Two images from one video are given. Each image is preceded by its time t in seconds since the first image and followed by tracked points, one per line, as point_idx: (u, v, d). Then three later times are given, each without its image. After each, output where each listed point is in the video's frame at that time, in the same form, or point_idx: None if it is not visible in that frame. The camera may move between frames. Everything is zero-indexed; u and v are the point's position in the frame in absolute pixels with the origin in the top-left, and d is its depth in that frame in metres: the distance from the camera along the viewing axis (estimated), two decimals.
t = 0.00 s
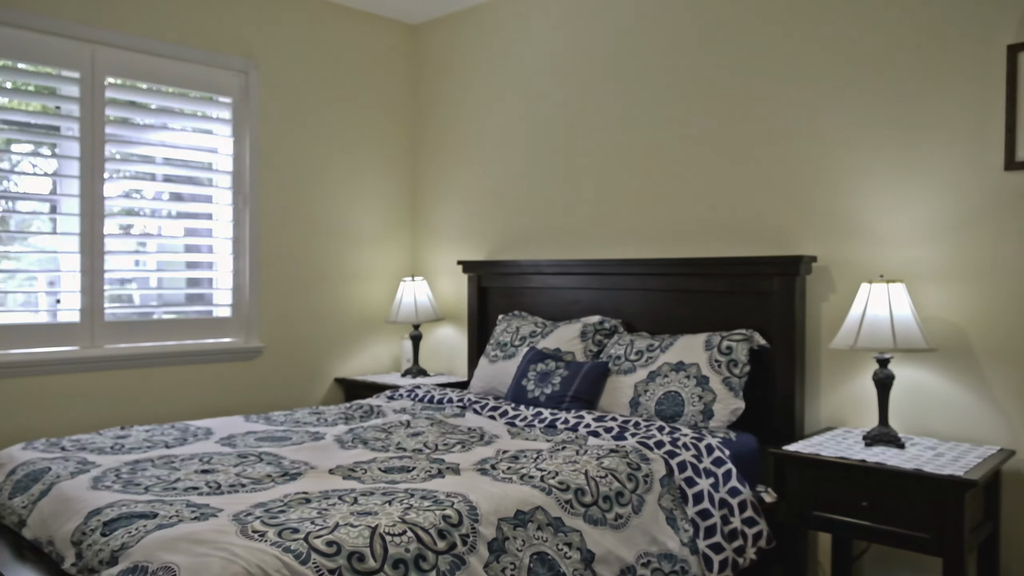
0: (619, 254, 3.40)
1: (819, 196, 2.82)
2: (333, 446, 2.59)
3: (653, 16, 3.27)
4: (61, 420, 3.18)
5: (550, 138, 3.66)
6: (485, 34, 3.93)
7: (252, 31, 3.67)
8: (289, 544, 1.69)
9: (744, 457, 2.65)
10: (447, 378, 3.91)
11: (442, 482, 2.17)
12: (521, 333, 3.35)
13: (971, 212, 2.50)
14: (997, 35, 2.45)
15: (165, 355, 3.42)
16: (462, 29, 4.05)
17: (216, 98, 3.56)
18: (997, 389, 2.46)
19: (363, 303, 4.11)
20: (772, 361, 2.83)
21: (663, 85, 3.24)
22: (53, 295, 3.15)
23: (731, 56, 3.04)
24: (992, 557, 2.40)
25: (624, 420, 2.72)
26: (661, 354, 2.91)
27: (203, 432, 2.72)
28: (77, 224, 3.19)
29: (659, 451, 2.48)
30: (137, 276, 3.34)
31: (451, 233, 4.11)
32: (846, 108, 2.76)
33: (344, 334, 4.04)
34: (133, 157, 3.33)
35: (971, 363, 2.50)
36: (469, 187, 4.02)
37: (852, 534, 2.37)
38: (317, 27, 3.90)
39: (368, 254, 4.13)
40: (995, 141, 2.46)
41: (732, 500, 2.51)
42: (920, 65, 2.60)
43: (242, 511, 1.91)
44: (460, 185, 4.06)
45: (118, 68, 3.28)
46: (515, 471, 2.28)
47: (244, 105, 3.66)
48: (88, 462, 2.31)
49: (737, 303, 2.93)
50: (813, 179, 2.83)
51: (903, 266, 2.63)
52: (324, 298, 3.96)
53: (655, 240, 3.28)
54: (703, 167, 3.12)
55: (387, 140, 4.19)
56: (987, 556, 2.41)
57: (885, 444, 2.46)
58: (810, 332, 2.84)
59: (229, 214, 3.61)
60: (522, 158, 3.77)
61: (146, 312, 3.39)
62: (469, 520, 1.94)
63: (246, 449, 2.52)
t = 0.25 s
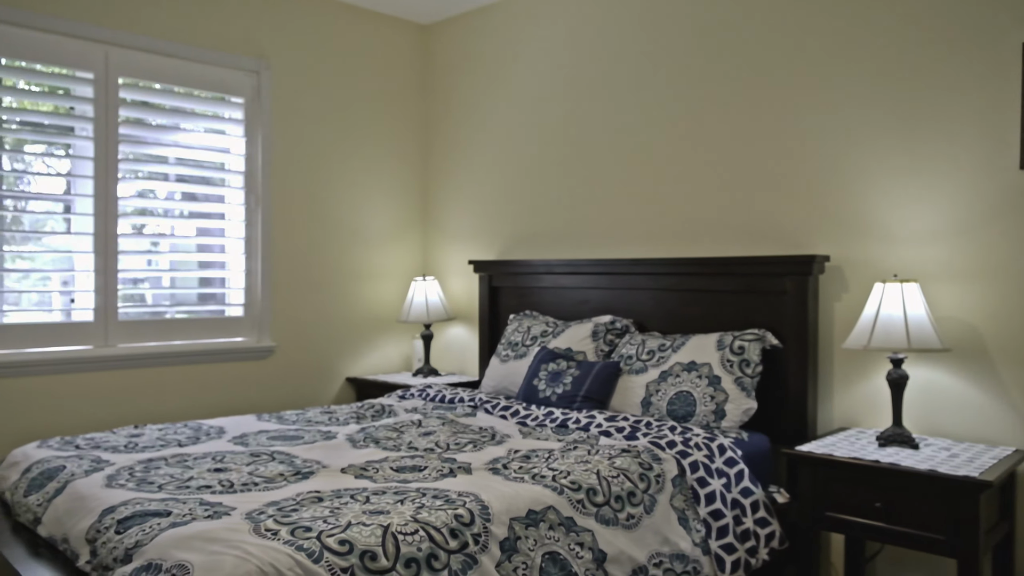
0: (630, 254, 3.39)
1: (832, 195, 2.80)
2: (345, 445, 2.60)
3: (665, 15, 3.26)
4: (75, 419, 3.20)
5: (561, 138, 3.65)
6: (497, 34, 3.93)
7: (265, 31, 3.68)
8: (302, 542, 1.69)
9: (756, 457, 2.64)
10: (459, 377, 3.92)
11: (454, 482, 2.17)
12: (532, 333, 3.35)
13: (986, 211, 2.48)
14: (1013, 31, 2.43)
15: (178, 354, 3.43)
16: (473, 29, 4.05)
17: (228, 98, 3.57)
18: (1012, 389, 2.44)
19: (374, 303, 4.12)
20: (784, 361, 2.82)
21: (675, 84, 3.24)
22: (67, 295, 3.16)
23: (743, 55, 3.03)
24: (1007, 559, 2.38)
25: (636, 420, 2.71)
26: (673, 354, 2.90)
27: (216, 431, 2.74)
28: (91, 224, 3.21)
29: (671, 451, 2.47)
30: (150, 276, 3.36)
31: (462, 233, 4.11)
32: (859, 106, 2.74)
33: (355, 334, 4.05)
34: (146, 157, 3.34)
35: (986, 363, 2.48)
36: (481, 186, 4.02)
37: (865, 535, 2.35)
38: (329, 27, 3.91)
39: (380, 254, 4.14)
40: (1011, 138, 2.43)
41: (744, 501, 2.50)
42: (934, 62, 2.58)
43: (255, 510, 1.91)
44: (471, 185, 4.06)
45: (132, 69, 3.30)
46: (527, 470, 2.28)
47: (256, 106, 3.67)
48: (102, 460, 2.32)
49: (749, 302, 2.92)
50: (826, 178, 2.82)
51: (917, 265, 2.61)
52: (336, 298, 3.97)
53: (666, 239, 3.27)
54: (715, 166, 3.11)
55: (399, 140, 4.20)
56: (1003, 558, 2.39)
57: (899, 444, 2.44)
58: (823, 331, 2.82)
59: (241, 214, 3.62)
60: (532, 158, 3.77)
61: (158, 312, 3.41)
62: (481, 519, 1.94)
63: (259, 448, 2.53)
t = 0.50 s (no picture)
0: (642, 253, 3.38)
1: (845, 194, 2.79)
2: (357, 444, 2.60)
3: (677, 14, 3.26)
4: (89, 418, 3.22)
5: (573, 137, 3.65)
6: (508, 34, 3.93)
7: (277, 32, 3.70)
8: (315, 541, 1.70)
9: (770, 457, 2.62)
10: (470, 377, 3.92)
11: (467, 482, 2.17)
12: (544, 333, 3.35)
13: (1001, 210, 2.46)
14: None
15: (191, 354, 3.45)
16: (485, 29, 4.05)
17: (241, 99, 3.59)
18: None
19: (386, 303, 4.13)
20: (797, 361, 2.80)
21: (687, 84, 3.23)
22: (81, 295, 3.18)
23: (756, 54, 3.02)
24: None
25: (648, 420, 2.71)
26: (685, 354, 2.89)
27: (229, 430, 2.75)
28: (105, 224, 3.23)
29: (684, 451, 2.47)
30: (162, 276, 3.38)
31: (474, 233, 4.12)
32: (873, 105, 2.72)
33: (367, 334, 4.06)
34: (160, 157, 3.36)
35: (1002, 363, 2.46)
36: (492, 186, 4.02)
37: (879, 536, 2.34)
38: (341, 28, 3.92)
39: (391, 254, 4.14)
40: None
41: (758, 501, 2.49)
42: (949, 60, 2.56)
43: (268, 509, 1.92)
44: (483, 185, 4.07)
45: (146, 70, 3.32)
46: (539, 470, 2.28)
47: (269, 107, 3.69)
48: (117, 459, 2.34)
49: (762, 302, 2.91)
50: (840, 178, 2.80)
51: (932, 265, 2.60)
52: (348, 298, 3.98)
53: (679, 239, 3.26)
54: (728, 166, 3.10)
55: (410, 140, 4.21)
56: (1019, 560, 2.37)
57: (913, 445, 2.43)
58: (837, 331, 2.81)
59: (254, 214, 3.63)
60: (544, 158, 3.77)
61: (171, 311, 3.42)
62: (494, 519, 1.93)
63: (272, 448, 2.54)
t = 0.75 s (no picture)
0: (654, 253, 3.38)
1: (859, 194, 2.77)
2: (369, 444, 2.61)
3: (690, 13, 3.25)
4: (103, 417, 3.24)
5: (584, 137, 3.65)
6: (519, 34, 3.93)
7: (289, 33, 3.71)
8: (328, 540, 1.70)
9: (783, 458, 2.61)
10: (481, 377, 3.92)
11: (479, 481, 2.17)
12: (556, 333, 3.34)
13: (1017, 209, 2.44)
14: None
15: (204, 353, 3.46)
16: (496, 29, 4.05)
17: (253, 100, 3.60)
18: None
19: (397, 302, 4.13)
20: (810, 361, 2.79)
21: (699, 83, 3.22)
22: (96, 295, 3.20)
23: (769, 53, 3.01)
24: None
25: (660, 421, 2.70)
26: (698, 354, 2.88)
27: (242, 430, 2.76)
28: (119, 224, 3.24)
29: (696, 452, 2.46)
30: (175, 276, 3.39)
31: (485, 233, 4.12)
32: (888, 104, 2.71)
33: (379, 333, 4.07)
34: (173, 158, 3.38)
35: (1017, 364, 2.45)
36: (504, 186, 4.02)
37: (894, 537, 2.33)
38: (352, 29, 3.93)
39: (403, 253, 4.15)
40: None
41: (771, 502, 2.48)
42: (964, 59, 2.54)
43: (281, 508, 1.93)
44: (494, 185, 4.07)
45: (159, 71, 3.33)
46: (551, 470, 2.28)
47: (281, 107, 3.70)
48: (131, 458, 2.35)
49: (775, 302, 2.90)
50: (854, 177, 2.79)
51: (946, 264, 2.58)
52: (360, 298, 3.99)
53: (691, 238, 3.25)
54: (741, 165, 3.09)
55: (422, 141, 4.21)
56: None
57: (928, 446, 2.41)
58: (850, 331, 2.79)
59: (266, 214, 3.65)
60: (556, 157, 3.77)
61: (184, 311, 3.44)
62: (506, 519, 1.93)
63: (285, 447, 2.55)
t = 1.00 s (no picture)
0: (667, 253, 3.37)
1: (873, 193, 2.76)
2: (382, 443, 2.61)
3: (702, 12, 3.24)
4: (117, 416, 3.26)
5: (596, 137, 3.64)
6: (531, 33, 3.93)
7: (302, 33, 3.72)
8: (342, 539, 1.70)
9: (796, 458, 2.60)
10: (493, 377, 3.92)
11: (492, 481, 2.17)
12: (568, 333, 3.34)
13: None
14: None
15: (217, 353, 3.48)
16: (508, 29, 4.05)
17: (265, 100, 3.61)
18: None
19: (409, 302, 4.14)
20: (824, 362, 2.78)
21: (712, 82, 3.21)
22: (109, 295, 3.22)
23: (782, 52, 3.00)
24: None
25: (673, 421, 2.69)
26: (710, 353, 2.87)
27: (255, 429, 2.76)
28: (133, 224, 3.26)
29: (709, 452, 2.45)
30: (188, 276, 3.40)
31: (497, 232, 4.12)
32: (901, 102, 2.69)
33: (391, 333, 4.07)
34: (186, 158, 3.39)
35: None
36: (516, 185, 4.02)
37: (908, 539, 2.31)
38: (365, 29, 3.94)
39: (415, 253, 4.16)
40: None
41: (784, 503, 2.46)
42: (980, 57, 2.52)
43: (295, 506, 1.93)
44: (506, 184, 4.07)
45: (172, 72, 3.35)
46: (564, 470, 2.27)
47: (293, 107, 3.71)
48: (145, 456, 2.36)
49: (788, 302, 2.89)
50: (868, 176, 2.77)
51: (962, 264, 2.56)
52: (372, 298, 4.00)
53: (703, 238, 3.24)
54: (754, 164, 3.08)
55: (433, 141, 4.22)
56: None
57: (943, 446, 2.39)
58: (864, 331, 2.78)
59: (278, 214, 3.66)
60: (568, 157, 3.77)
61: (196, 311, 3.45)
62: (519, 518, 1.93)
63: (297, 446, 2.55)
